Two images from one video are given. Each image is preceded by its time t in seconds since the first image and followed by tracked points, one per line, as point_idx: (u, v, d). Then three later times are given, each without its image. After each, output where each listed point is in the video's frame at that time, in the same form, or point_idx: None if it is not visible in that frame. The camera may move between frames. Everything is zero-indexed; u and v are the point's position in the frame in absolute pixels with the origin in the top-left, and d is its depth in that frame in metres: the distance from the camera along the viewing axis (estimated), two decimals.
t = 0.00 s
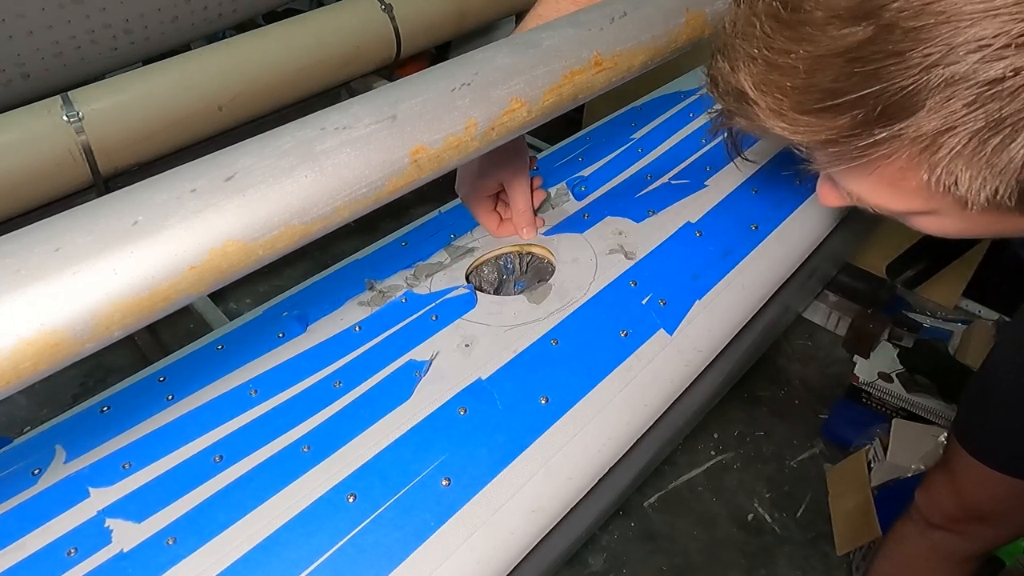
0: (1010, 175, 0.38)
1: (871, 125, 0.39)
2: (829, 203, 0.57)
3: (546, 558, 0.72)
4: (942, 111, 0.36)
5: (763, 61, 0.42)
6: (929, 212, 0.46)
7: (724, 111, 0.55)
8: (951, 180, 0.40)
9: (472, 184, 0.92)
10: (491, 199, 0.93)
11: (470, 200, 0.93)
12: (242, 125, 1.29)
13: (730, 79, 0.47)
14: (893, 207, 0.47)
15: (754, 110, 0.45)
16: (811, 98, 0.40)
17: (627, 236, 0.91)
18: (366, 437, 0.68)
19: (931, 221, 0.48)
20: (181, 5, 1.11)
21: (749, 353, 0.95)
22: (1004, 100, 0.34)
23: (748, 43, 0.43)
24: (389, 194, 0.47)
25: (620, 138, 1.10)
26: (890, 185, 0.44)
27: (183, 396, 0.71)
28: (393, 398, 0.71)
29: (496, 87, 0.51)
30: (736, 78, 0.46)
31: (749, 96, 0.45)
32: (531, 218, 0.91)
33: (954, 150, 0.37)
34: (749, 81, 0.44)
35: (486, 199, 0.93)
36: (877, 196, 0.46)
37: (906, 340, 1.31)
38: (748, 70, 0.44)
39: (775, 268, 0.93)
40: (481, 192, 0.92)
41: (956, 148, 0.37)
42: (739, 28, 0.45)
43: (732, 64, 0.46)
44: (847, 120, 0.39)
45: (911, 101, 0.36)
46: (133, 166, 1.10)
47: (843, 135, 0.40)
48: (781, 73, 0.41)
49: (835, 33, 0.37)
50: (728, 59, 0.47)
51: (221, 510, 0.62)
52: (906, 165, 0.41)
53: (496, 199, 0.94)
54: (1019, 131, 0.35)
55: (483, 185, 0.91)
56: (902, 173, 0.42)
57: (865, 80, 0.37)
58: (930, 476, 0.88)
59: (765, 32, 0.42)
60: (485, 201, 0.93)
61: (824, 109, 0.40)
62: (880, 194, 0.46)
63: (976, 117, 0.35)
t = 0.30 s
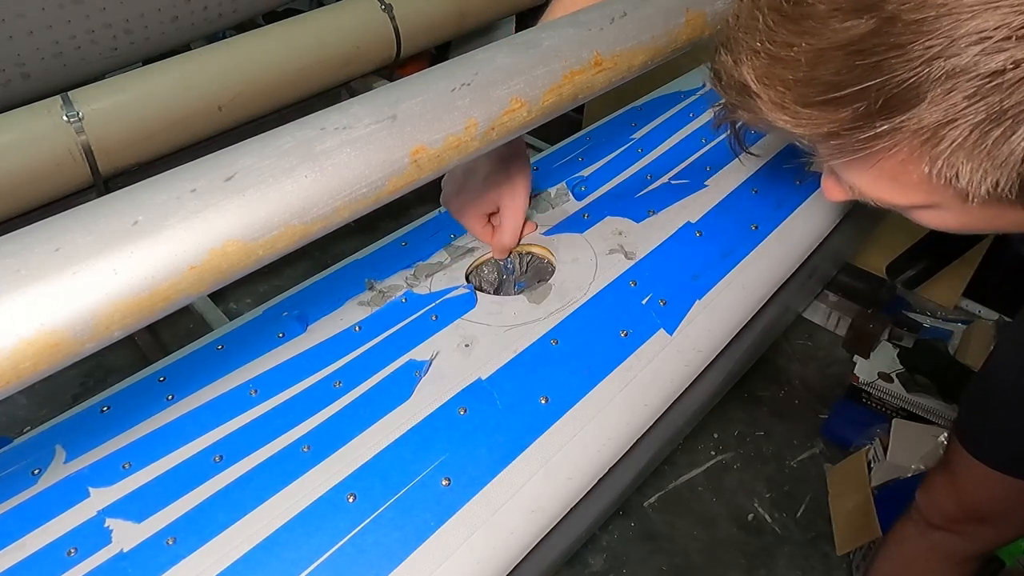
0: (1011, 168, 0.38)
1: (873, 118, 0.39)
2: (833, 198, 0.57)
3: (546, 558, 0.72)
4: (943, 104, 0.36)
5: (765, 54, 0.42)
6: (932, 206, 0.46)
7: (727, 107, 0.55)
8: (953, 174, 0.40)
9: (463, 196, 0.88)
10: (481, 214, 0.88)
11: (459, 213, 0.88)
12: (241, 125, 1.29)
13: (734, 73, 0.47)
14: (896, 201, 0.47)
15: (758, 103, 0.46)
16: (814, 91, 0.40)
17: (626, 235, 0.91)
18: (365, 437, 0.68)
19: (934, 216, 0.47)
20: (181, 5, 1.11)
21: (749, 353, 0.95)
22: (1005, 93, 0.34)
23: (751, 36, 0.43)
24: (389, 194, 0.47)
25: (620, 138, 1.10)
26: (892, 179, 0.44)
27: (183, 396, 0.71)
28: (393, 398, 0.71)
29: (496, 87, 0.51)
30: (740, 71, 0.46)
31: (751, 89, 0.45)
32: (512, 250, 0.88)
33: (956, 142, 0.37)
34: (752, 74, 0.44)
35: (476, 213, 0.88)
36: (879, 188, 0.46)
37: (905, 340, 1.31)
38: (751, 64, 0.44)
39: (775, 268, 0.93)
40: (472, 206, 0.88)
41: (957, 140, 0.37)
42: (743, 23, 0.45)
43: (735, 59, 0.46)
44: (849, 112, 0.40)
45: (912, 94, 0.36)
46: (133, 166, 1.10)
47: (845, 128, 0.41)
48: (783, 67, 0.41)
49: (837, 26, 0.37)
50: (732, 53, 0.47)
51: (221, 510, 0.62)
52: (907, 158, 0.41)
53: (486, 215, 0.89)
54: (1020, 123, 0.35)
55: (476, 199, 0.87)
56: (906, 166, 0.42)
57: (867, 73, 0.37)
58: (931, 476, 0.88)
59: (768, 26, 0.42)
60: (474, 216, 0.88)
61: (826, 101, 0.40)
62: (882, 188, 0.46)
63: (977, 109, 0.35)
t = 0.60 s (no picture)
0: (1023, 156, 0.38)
1: (885, 109, 0.39)
2: (840, 192, 0.56)
3: (547, 558, 0.72)
4: (956, 94, 0.36)
5: (778, 46, 0.42)
6: (941, 199, 0.46)
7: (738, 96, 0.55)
8: (964, 164, 0.40)
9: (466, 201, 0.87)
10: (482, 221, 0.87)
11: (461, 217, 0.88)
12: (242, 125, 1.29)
13: (746, 65, 0.48)
14: (904, 194, 0.47)
15: (769, 94, 0.46)
16: (826, 82, 0.40)
17: (626, 235, 0.91)
18: (365, 438, 0.68)
19: (943, 209, 0.47)
20: (181, 5, 1.11)
21: (749, 353, 0.95)
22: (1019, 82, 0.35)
23: (763, 29, 0.43)
24: (389, 194, 0.47)
25: (620, 138, 1.10)
26: (903, 172, 0.44)
27: (183, 396, 0.71)
28: (393, 398, 0.71)
29: (496, 87, 0.51)
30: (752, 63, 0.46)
31: (764, 81, 0.45)
32: (516, 255, 0.87)
33: (969, 132, 0.38)
34: (764, 66, 0.44)
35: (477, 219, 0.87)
36: (890, 181, 0.46)
37: (905, 340, 1.32)
38: (764, 55, 0.44)
39: (776, 268, 0.93)
40: (472, 211, 0.86)
41: (971, 130, 0.37)
42: (754, 14, 0.45)
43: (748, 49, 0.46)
44: (861, 103, 0.40)
45: (925, 84, 0.37)
46: (133, 166, 1.10)
47: (857, 119, 0.41)
48: (795, 58, 0.41)
49: (851, 16, 0.37)
50: (744, 45, 0.47)
51: (221, 510, 0.62)
52: (918, 149, 0.41)
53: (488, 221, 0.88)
54: None
55: (477, 205, 0.86)
56: (916, 158, 0.42)
57: (879, 65, 0.37)
58: (931, 475, 0.88)
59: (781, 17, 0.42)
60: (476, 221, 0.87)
61: (838, 92, 0.40)
62: (890, 181, 0.46)
63: (992, 98, 0.36)
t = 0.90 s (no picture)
0: None
1: (896, 95, 0.39)
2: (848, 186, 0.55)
3: (546, 558, 0.72)
4: (968, 79, 0.36)
5: (789, 32, 0.42)
6: (952, 190, 0.45)
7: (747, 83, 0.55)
8: (976, 153, 0.39)
9: (465, 203, 0.86)
10: (483, 222, 0.87)
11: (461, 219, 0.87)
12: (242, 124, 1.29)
13: (756, 53, 0.48)
14: (914, 185, 0.46)
15: (779, 82, 0.46)
16: (836, 69, 0.40)
17: (627, 235, 0.91)
18: (365, 438, 0.68)
19: (953, 201, 0.46)
20: (181, 5, 1.11)
21: (749, 353, 0.95)
22: None
23: (775, 15, 0.43)
24: (389, 195, 0.47)
25: (620, 138, 1.10)
26: (913, 161, 0.44)
27: (183, 397, 0.71)
28: (393, 398, 0.71)
29: (496, 87, 0.51)
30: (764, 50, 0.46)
31: (774, 68, 0.45)
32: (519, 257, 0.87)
33: (981, 119, 0.37)
34: (775, 53, 0.44)
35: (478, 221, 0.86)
36: (900, 172, 0.46)
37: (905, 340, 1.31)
38: (776, 42, 0.44)
39: (776, 268, 0.93)
40: (473, 214, 0.86)
41: (984, 117, 0.37)
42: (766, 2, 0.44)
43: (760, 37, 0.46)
44: (871, 89, 0.39)
45: (937, 69, 0.36)
46: (133, 166, 1.10)
47: (867, 106, 0.41)
48: (807, 44, 0.41)
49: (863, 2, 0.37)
50: (754, 32, 0.47)
51: (221, 510, 0.62)
52: (929, 137, 0.41)
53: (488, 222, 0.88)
54: None
55: (478, 207, 0.85)
56: (928, 147, 0.42)
57: (890, 49, 0.37)
58: (931, 475, 0.88)
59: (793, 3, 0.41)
60: (476, 223, 0.87)
61: (848, 78, 0.40)
62: (900, 172, 0.45)
63: (1005, 84, 0.35)
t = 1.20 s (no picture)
0: None
1: (902, 80, 0.39)
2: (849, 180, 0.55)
3: (546, 558, 0.72)
4: (975, 64, 0.36)
5: (794, 18, 0.42)
6: (954, 181, 0.45)
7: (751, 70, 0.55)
8: (982, 140, 0.40)
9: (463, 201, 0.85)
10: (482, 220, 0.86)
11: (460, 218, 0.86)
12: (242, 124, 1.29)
13: (760, 38, 0.48)
14: (917, 176, 0.46)
15: (783, 68, 0.45)
16: (842, 55, 0.40)
17: (627, 235, 0.91)
18: (364, 438, 0.68)
19: (956, 192, 0.46)
20: (181, 5, 1.11)
21: (749, 354, 0.95)
22: None
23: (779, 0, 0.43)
24: (389, 194, 0.47)
25: (620, 138, 1.10)
26: (917, 151, 0.44)
27: (183, 396, 0.71)
28: (393, 398, 0.71)
29: (496, 87, 0.51)
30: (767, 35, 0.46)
31: (778, 54, 0.45)
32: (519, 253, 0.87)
33: (988, 105, 0.37)
34: (778, 39, 0.44)
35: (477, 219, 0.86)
36: (903, 162, 0.45)
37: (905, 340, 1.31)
38: (780, 27, 0.43)
39: (776, 268, 0.93)
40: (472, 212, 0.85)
41: (991, 102, 0.37)
42: None
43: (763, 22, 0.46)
44: (877, 75, 0.39)
45: (945, 54, 0.36)
46: (133, 166, 1.10)
47: (873, 92, 0.40)
48: (811, 29, 0.41)
49: None
50: (757, 17, 0.47)
51: (221, 510, 0.62)
52: (935, 124, 0.41)
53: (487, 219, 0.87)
54: None
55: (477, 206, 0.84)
56: (932, 134, 0.42)
57: (897, 34, 0.37)
58: (931, 476, 0.88)
59: None
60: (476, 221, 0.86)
61: (854, 64, 0.40)
62: (903, 162, 0.45)
63: (1013, 68, 0.35)
